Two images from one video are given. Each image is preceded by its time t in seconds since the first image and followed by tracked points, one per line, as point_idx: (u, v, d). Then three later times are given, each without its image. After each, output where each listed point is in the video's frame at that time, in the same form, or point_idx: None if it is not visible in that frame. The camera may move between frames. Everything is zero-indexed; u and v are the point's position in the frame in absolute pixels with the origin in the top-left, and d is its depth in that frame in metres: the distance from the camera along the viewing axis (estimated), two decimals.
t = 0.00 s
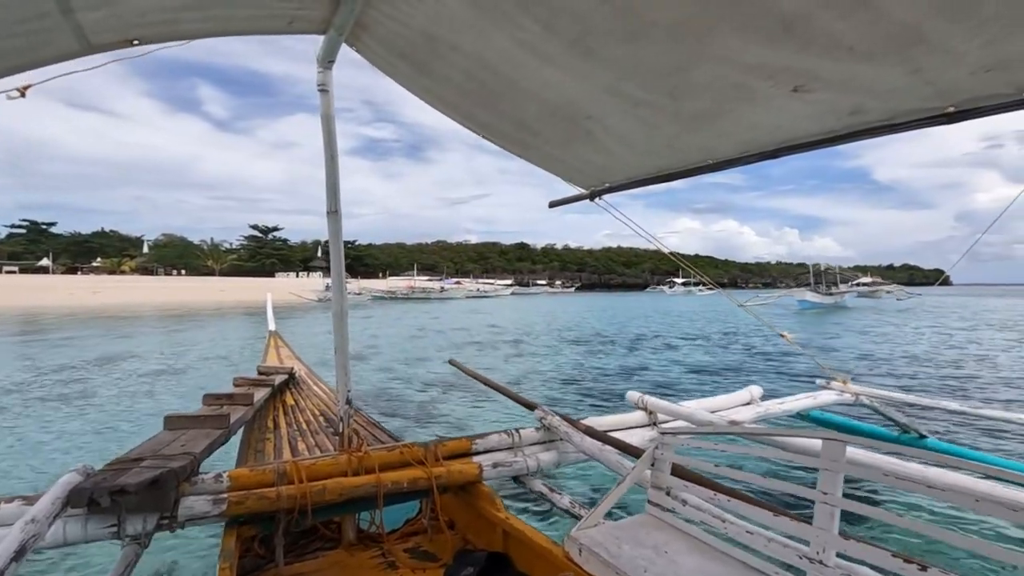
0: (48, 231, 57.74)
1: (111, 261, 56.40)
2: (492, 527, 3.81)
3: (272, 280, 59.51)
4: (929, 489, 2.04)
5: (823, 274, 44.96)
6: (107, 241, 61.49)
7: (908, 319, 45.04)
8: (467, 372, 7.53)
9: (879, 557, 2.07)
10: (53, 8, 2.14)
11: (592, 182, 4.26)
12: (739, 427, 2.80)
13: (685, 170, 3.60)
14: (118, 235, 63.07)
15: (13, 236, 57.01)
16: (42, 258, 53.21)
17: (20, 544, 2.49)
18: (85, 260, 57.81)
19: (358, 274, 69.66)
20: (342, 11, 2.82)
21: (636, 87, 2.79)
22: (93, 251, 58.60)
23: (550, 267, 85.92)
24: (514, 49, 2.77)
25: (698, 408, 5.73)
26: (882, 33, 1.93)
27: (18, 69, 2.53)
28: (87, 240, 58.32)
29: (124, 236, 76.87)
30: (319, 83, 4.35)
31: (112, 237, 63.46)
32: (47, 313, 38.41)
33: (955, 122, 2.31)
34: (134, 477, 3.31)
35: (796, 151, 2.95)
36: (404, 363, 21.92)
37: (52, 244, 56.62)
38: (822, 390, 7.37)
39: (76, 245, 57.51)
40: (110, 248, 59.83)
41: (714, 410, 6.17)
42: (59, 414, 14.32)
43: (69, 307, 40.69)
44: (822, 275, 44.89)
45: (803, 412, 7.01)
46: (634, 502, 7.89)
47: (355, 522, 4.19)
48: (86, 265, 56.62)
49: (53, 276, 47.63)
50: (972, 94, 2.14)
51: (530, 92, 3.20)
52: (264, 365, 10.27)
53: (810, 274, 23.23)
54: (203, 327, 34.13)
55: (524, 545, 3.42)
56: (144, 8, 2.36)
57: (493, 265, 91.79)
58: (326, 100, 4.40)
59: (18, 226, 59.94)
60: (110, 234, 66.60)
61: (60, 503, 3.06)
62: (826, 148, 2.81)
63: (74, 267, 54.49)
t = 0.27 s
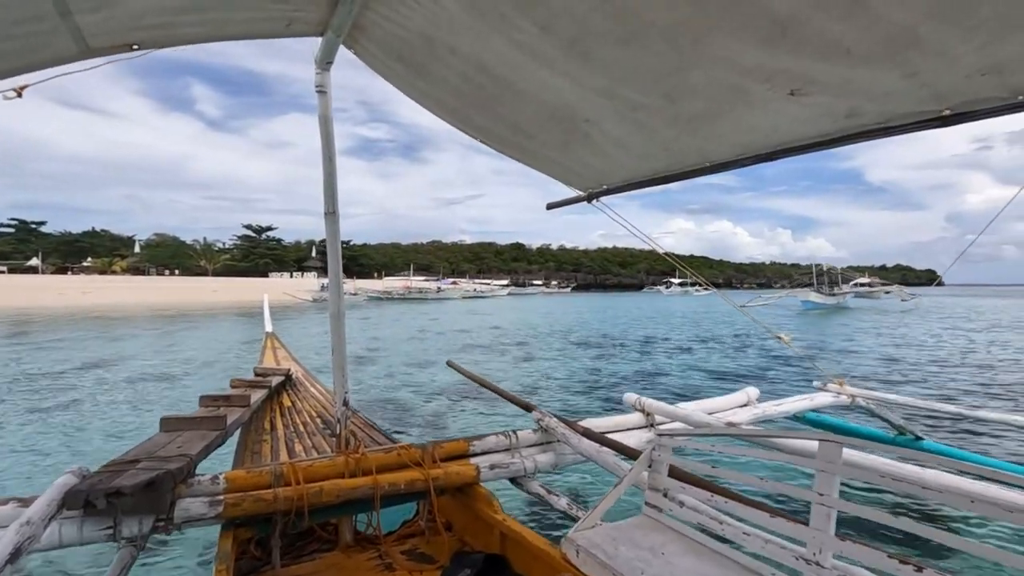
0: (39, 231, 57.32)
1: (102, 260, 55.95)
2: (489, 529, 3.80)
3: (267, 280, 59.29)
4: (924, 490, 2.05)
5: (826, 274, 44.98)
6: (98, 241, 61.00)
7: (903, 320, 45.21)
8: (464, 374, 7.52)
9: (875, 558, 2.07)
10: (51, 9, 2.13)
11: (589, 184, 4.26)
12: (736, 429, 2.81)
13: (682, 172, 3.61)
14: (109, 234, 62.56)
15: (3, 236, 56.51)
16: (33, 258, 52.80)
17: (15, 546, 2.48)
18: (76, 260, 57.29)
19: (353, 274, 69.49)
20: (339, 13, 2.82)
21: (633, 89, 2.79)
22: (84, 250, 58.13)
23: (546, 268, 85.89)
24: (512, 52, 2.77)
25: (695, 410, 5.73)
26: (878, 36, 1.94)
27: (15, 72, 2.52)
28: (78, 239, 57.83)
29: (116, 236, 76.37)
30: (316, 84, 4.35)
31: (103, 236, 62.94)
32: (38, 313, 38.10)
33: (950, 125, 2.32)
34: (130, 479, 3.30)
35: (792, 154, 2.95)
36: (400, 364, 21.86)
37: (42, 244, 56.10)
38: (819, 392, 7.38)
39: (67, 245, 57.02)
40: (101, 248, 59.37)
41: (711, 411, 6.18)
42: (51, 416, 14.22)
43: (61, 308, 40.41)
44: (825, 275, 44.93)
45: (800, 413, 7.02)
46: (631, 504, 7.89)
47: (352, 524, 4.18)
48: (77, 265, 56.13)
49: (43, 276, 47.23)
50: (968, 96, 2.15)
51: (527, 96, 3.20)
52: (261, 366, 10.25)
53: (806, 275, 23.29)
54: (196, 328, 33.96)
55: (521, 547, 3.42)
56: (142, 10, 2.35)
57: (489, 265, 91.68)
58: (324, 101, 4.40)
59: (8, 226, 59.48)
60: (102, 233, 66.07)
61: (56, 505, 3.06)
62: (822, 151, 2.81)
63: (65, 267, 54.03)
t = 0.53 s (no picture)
0: (29, 231, 56.82)
1: (93, 260, 55.54)
2: (486, 532, 3.80)
3: (261, 281, 59.03)
4: (917, 492, 2.06)
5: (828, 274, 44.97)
6: (89, 241, 60.54)
7: (898, 321, 45.34)
8: (461, 376, 7.51)
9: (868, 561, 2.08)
10: (50, 17, 2.12)
11: (585, 189, 4.26)
12: (731, 431, 2.81)
13: (678, 177, 3.61)
14: (100, 234, 62.10)
15: None
16: (22, 258, 52.31)
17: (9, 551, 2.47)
18: (66, 260, 56.84)
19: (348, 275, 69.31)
20: (336, 17, 2.82)
21: (627, 95, 2.80)
22: (75, 250, 57.71)
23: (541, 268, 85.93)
24: (507, 58, 2.78)
25: (692, 412, 5.74)
26: (871, 45, 1.95)
27: (14, 78, 2.51)
28: (69, 239, 57.39)
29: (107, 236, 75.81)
30: (313, 87, 4.35)
31: (94, 236, 62.47)
32: (29, 314, 37.79)
33: (943, 131, 2.33)
34: (124, 482, 3.28)
35: (786, 160, 2.96)
36: (396, 366, 21.81)
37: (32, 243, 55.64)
38: (815, 394, 7.39)
39: (57, 245, 56.58)
40: (92, 248, 58.92)
41: (708, 413, 6.18)
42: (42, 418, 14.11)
43: (52, 309, 40.07)
44: (828, 276, 44.97)
45: (796, 416, 7.02)
46: (628, 506, 7.89)
47: (348, 526, 4.18)
48: (67, 264, 55.69)
49: (33, 276, 46.83)
50: (961, 103, 2.16)
51: (522, 102, 3.21)
52: (257, 367, 10.22)
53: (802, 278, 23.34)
54: (189, 330, 33.78)
55: (517, 549, 3.42)
56: (141, 17, 2.35)
57: (484, 265, 91.59)
58: (321, 104, 4.39)
59: None
60: (93, 233, 65.57)
61: (50, 508, 3.04)
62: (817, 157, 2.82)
63: (55, 267, 53.61)
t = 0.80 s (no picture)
0: (19, 231, 56.36)
1: (84, 260, 55.16)
2: (482, 533, 3.78)
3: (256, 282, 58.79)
4: (915, 493, 2.05)
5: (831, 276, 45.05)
6: (80, 242, 60.08)
7: (893, 322, 45.45)
8: (458, 376, 7.50)
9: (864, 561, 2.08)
10: (47, 20, 2.11)
11: (583, 189, 4.25)
12: (729, 432, 2.80)
13: (675, 178, 3.60)
14: (92, 234, 61.66)
15: None
16: (12, 259, 51.86)
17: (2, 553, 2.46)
18: (57, 260, 56.40)
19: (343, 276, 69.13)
20: (332, 18, 2.81)
21: (624, 96, 2.79)
22: (64, 251, 57.27)
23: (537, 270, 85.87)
24: (504, 60, 2.77)
25: (689, 412, 5.74)
26: (868, 46, 1.94)
27: (10, 82, 2.49)
28: (59, 239, 56.99)
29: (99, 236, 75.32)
30: (310, 87, 4.33)
31: (85, 236, 62.01)
32: (19, 315, 37.49)
33: (941, 131, 2.33)
34: (119, 483, 3.26)
35: (784, 161, 2.96)
36: (391, 367, 21.75)
37: (21, 244, 55.18)
38: (812, 395, 7.39)
39: (48, 245, 56.15)
40: (82, 248, 58.48)
41: (705, 414, 6.17)
42: (34, 420, 14.01)
43: (42, 310, 39.76)
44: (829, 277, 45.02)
45: (794, 417, 7.02)
46: (625, 507, 7.87)
47: (344, 527, 4.16)
48: (57, 265, 55.20)
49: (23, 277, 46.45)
50: (958, 104, 2.16)
51: (519, 103, 3.20)
52: (255, 368, 10.19)
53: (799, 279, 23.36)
54: (182, 331, 33.60)
55: (514, 550, 3.40)
56: (139, 20, 2.33)
57: (480, 266, 91.48)
58: (318, 103, 4.38)
59: None
60: (83, 233, 65.09)
61: (43, 509, 3.03)
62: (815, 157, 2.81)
63: (46, 267, 53.18)
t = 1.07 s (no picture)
0: (11, 232, 55.95)
1: (75, 261, 54.83)
2: (481, 532, 3.79)
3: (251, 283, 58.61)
4: (912, 493, 2.06)
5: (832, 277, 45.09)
6: (72, 242, 59.71)
7: (890, 322, 45.53)
8: (456, 376, 7.50)
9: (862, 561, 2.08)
10: (45, 19, 2.10)
11: (581, 189, 4.25)
12: (727, 432, 2.80)
13: (674, 178, 3.61)
14: (83, 234, 61.27)
15: None
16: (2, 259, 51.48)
17: None
18: (47, 261, 56.00)
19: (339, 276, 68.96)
20: (331, 18, 2.81)
21: (622, 97, 2.79)
22: (55, 251, 56.85)
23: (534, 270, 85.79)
24: (503, 60, 2.77)
25: (688, 412, 5.74)
26: (867, 46, 1.95)
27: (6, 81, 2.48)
28: (50, 239, 56.60)
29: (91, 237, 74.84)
30: (309, 86, 4.33)
31: (76, 236, 61.55)
32: (10, 316, 37.24)
33: (938, 131, 2.33)
34: (117, 483, 3.25)
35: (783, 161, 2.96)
36: (388, 367, 21.73)
37: (11, 244, 54.81)
38: (811, 395, 7.40)
39: (37, 246, 55.72)
40: (73, 248, 58.09)
41: (703, 414, 6.18)
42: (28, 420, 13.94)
43: (34, 310, 39.50)
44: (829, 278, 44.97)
45: (792, 416, 7.03)
46: (623, 507, 7.89)
47: (343, 527, 4.16)
48: (47, 266, 54.79)
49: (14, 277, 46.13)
50: (956, 104, 2.16)
51: (518, 104, 3.20)
52: (254, 367, 10.20)
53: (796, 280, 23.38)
54: (175, 332, 33.45)
55: (512, 550, 3.41)
56: (137, 20, 2.33)
57: (476, 267, 91.39)
58: (316, 103, 4.38)
59: None
60: (75, 233, 64.70)
61: (40, 509, 3.03)
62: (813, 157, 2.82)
63: (36, 267, 52.79)
